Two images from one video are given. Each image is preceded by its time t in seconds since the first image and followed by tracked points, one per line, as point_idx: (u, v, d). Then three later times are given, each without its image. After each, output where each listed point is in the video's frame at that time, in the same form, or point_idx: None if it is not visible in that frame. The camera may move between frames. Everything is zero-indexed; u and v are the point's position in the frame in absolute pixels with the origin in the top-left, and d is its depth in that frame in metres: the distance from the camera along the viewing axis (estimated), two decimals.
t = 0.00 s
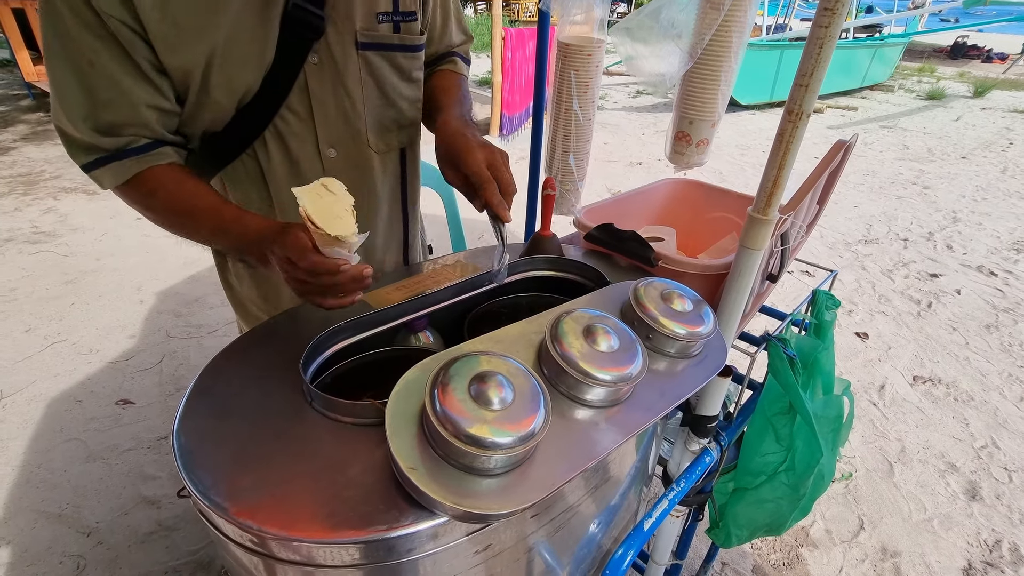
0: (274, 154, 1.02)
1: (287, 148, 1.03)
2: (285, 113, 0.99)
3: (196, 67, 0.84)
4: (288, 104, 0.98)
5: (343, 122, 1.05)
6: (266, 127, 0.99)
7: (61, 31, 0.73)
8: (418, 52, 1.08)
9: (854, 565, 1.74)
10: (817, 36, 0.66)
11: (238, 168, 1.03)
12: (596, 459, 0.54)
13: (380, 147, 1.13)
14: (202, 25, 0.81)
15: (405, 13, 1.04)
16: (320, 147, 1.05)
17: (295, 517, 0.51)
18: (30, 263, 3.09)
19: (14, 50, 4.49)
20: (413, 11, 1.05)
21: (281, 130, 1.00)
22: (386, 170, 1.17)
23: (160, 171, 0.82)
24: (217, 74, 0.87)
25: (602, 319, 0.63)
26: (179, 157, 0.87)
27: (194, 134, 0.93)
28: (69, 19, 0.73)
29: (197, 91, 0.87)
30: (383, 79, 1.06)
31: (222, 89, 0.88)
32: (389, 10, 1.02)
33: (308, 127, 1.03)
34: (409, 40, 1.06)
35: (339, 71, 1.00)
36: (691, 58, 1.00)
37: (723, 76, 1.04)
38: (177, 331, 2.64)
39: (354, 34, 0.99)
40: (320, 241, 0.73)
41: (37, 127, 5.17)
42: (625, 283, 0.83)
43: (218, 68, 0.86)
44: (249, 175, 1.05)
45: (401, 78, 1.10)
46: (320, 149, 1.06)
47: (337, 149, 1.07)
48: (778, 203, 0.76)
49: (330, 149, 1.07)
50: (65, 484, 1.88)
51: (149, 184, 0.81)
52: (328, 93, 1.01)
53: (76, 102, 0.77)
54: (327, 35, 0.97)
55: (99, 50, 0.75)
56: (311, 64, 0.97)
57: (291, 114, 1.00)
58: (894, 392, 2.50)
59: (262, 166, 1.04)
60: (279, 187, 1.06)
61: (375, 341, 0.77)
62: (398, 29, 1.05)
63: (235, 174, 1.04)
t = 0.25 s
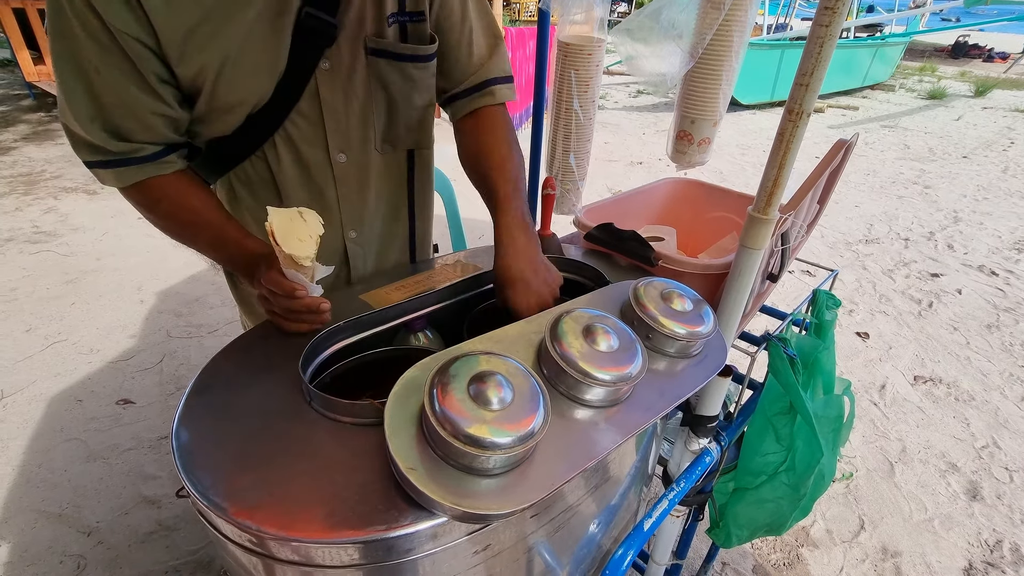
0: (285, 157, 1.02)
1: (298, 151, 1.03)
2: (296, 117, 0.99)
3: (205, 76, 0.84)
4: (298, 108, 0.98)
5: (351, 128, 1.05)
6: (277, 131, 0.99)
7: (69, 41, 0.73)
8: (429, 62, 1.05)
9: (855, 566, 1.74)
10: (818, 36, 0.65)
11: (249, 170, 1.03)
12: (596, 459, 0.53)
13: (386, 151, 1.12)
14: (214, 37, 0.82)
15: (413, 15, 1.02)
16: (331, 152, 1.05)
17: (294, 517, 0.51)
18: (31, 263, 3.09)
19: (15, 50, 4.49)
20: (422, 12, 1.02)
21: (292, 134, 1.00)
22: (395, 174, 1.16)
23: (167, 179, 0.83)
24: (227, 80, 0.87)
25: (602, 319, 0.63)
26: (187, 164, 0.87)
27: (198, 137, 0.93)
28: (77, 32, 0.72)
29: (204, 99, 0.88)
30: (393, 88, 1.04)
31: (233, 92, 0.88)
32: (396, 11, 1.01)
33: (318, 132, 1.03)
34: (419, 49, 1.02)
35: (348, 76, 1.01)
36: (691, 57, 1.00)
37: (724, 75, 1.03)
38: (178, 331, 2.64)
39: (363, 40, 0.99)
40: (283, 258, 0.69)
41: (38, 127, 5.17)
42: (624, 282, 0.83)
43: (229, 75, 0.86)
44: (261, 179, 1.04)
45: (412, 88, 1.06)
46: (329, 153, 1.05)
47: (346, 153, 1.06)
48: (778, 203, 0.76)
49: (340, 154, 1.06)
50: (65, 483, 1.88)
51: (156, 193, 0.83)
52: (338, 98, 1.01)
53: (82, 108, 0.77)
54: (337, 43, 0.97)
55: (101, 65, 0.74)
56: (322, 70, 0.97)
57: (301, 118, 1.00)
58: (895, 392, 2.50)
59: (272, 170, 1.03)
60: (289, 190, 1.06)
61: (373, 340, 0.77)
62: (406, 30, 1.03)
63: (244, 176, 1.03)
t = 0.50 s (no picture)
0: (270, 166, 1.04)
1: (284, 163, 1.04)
2: (281, 132, 0.99)
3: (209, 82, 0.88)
4: (286, 127, 0.98)
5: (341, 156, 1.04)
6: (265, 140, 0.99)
7: (93, 33, 0.80)
8: (423, 132, 1.03)
9: (855, 566, 1.74)
10: (818, 36, 0.65)
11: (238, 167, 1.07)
12: (594, 463, 0.53)
13: (371, 190, 1.11)
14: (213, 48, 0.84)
15: (420, 83, 0.99)
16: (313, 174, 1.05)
17: (292, 520, 0.51)
18: (32, 263, 3.09)
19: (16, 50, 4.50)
20: (429, 83, 0.99)
21: (278, 148, 1.01)
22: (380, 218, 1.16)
23: (189, 180, 0.90)
24: (233, 83, 0.89)
25: (601, 321, 0.63)
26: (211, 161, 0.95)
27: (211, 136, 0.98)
28: (98, 21, 0.79)
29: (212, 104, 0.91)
30: (382, 145, 1.03)
31: (240, 93, 0.91)
32: (402, 74, 0.98)
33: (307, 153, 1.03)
34: (413, 119, 1.00)
35: (338, 118, 0.99)
36: (691, 57, 1.00)
37: (724, 75, 1.03)
38: (178, 331, 2.64)
39: (356, 93, 0.97)
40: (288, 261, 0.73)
41: (39, 128, 5.18)
42: (624, 283, 0.83)
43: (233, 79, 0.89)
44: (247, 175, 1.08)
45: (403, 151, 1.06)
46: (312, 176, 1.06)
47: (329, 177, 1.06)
48: (778, 204, 0.75)
49: (324, 176, 1.06)
50: (65, 484, 1.88)
51: (178, 191, 0.90)
52: (327, 131, 1.00)
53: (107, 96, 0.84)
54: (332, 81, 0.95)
55: (121, 51, 0.81)
56: (314, 101, 0.96)
57: (287, 136, 1.00)
58: (896, 392, 2.50)
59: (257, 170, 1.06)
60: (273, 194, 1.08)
61: (373, 342, 0.77)
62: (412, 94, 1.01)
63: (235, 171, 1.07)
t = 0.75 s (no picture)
0: (262, 167, 1.03)
1: (275, 171, 1.04)
2: (273, 142, 0.98)
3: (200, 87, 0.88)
4: (277, 138, 0.98)
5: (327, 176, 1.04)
6: (257, 148, 0.99)
7: (94, 32, 0.81)
8: (418, 154, 1.02)
9: (855, 566, 1.73)
10: (817, 34, 0.65)
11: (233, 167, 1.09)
12: (592, 465, 0.53)
13: (353, 212, 1.11)
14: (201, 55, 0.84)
15: (416, 109, 0.98)
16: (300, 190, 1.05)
17: (288, 523, 0.50)
18: (32, 263, 3.09)
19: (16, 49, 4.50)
20: (427, 111, 0.98)
21: (273, 163, 1.02)
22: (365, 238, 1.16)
23: (188, 181, 0.92)
24: (225, 90, 0.89)
25: (600, 322, 0.62)
26: (212, 161, 0.97)
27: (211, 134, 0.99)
28: (98, 21, 0.80)
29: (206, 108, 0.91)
30: (372, 166, 1.03)
31: (232, 99, 0.90)
32: (396, 99, 0.96)
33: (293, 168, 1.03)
34: (408, 140, 1.00)
35: (327, 139, 0.98)
36: (690, 56, 1.00)
37: (722, 73, 1.03)
38: (177, 331, 2.64)
39: (348, 110, 0.96)
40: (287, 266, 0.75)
41: (39, 127, 5.19)
42: (623, 284, 0.82)
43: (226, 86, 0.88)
44: (240, 175, 1.10)
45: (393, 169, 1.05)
46: (298, 190, 1.06)
47: (314, 195, 1.06)
48: (778, 203, 0.75)
49: (307, 193, 1.05)
50: (65, 483, 1.89)
51: (179, 192, 0.92)
52: (316, 147, 0.99)
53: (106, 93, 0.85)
54: (327, 95, 0.94)
55: (119, 50, 0.82)
56: (307, 116, 0.95)
57: (280, 146, 0.99)
58: (896, 392, 2.49)
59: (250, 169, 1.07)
60: (264, 199, 1.09)
61: (368, 343, 0.77)
62: (405, 120, 0.99)
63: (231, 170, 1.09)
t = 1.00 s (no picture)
0: (260, 164, 1.03)
1: (274, 167, 1.03)
2: (270, 138, 0.98)
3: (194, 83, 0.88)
4: (275, 133, 0.97)
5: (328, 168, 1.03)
6: (253, 146, 0.99)
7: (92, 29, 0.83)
8: (416, 147, 1.01)
9: (856, 566, 1.73)
10: (816, 35, 0.65)
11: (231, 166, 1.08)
12: (591, 465, 0.53)
13: (356, 207, 1.09)
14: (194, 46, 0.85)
15: (413, 101, 0.98)
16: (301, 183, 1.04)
17: (287, 523, 0.51)
18: (34, 263, 3.10)
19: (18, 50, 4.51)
20: (422, 102, 0.97)
21: (272, 160, 1.02)
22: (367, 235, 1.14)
23: (185, 181, 0.93)
24: (219, 85, 0.88)
25: (598, 323, 0.63)
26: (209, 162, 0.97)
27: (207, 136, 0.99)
28: (95, 18, 0.82)
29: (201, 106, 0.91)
30: (371, 157, 1.02)
31: (226, 94, 0.90)
32: (392, 91, 0.97)
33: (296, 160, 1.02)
34: (404, 132, 0.99)
35: (325, 130, 0.98)
36: (689, 57, 1.00)
37: (722, 74, 1.03)
38: (179, 331, 2.65)
39: (344, 101, 0.96)
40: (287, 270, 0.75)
41: (41, 127, 5.20)
42: (623, 284, 0.82)
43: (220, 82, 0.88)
44: (237, 173, 1.09)
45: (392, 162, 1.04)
46: (300, 185, 1.05)
47: (317, 187, 1.05)
48: (777, 204, 0.75)
49: (310, 186, 1.05)
50: (67, 483, 1.89)
51: (176, 193, 0.93)
52: (314, 141, 0.99)
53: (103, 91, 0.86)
54: (323, 87, 0.94)
55: (115, 46, 0.83)
56: (302, 110, 0.95)
57: (279, 141, 0.99)
58: (897, 391, 2.49)
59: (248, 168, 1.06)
60: (263, 198, 1.08)
61: (368, 343, 0.77)
62: (402, 113, 0.99)
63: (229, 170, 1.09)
